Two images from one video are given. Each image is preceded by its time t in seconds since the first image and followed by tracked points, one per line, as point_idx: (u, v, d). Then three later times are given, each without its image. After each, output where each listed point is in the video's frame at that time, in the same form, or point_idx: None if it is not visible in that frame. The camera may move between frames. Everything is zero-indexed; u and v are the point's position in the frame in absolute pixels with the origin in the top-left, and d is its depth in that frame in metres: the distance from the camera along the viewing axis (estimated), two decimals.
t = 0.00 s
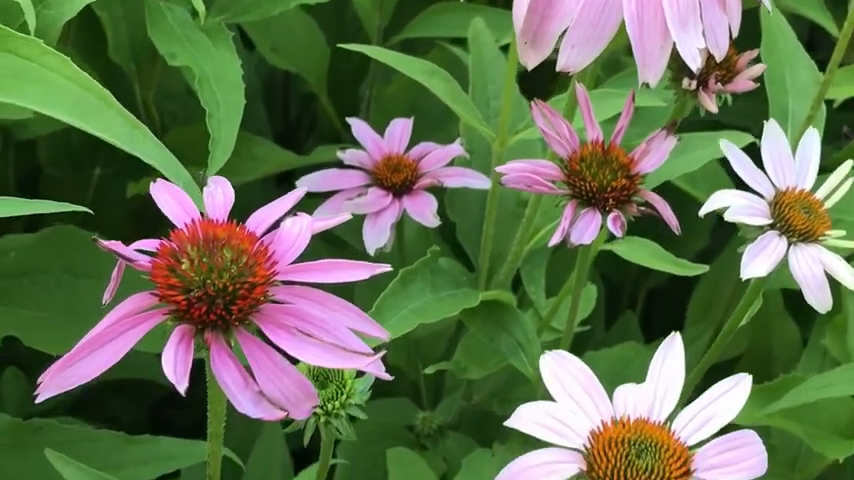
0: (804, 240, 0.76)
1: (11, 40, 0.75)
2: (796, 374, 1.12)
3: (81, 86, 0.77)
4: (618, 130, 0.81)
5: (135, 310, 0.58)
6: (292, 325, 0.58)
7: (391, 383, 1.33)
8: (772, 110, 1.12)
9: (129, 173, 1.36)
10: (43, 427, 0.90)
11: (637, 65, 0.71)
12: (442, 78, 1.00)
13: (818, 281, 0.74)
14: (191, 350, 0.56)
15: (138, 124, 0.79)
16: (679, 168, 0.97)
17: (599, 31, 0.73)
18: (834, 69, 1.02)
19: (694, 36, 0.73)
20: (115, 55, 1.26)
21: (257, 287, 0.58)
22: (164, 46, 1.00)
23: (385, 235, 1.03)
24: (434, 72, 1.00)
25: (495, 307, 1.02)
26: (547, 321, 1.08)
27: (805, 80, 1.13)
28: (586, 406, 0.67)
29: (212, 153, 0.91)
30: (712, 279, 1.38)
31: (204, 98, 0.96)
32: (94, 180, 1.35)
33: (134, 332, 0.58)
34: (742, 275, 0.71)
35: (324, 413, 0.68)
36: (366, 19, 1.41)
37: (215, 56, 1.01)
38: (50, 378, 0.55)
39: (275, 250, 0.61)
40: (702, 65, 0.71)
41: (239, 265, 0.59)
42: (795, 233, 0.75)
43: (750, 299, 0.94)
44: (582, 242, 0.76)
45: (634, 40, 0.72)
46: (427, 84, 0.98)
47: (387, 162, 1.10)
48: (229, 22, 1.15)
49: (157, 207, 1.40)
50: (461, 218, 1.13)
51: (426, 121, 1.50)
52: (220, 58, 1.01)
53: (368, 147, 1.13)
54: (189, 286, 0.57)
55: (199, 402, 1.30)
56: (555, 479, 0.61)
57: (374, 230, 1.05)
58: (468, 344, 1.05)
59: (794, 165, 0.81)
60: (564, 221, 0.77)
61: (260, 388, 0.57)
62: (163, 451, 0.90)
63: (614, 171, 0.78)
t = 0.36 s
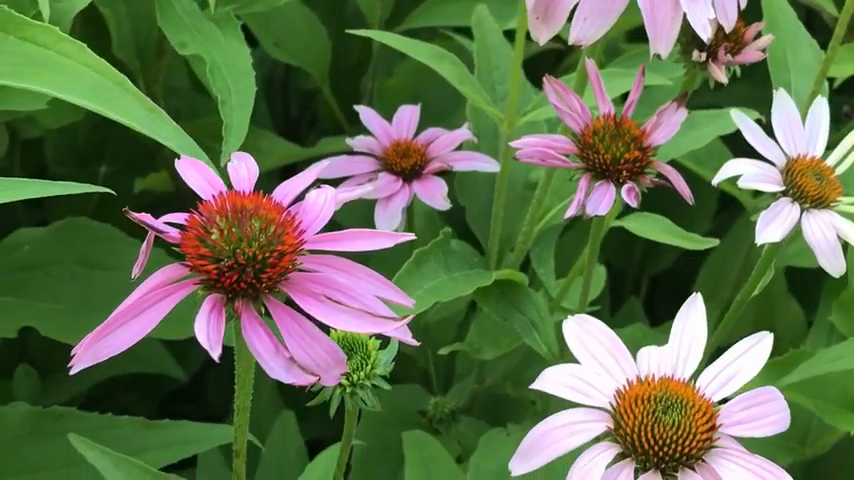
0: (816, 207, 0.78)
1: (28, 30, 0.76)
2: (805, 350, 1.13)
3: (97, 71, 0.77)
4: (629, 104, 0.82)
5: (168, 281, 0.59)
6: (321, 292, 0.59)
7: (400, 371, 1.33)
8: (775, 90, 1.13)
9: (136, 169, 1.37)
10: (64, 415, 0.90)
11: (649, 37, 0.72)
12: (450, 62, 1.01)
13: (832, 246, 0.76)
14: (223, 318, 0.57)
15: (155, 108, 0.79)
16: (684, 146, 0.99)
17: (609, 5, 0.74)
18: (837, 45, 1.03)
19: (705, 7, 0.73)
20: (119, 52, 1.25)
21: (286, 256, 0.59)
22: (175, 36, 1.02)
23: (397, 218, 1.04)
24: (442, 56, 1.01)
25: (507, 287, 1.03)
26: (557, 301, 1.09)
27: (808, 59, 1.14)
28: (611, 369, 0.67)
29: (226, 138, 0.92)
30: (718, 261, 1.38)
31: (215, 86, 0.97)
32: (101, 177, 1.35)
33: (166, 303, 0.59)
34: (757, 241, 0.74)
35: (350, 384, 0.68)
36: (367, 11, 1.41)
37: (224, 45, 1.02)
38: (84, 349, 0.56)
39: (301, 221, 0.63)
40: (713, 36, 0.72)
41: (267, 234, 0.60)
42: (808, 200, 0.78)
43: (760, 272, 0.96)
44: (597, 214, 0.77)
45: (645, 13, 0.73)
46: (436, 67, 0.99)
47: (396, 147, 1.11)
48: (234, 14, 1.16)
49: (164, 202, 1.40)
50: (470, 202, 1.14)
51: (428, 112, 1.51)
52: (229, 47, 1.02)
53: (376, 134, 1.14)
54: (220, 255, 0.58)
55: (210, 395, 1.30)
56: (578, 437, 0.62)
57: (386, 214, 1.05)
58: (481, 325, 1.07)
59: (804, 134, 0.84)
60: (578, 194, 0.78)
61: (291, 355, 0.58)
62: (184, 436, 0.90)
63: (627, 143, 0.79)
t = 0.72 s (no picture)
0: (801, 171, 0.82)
1: (21, 24, 0.72)
2: (796, 321, 1.14)
3: (93, 65, 0.74)
4: (615, 78, 0.84)
5: (175, 256, 0.60)
6: (324, 262, 0.61)
7: (396, 361, 1.34)
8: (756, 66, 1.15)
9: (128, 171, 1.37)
10: (69, 409, 0.91)
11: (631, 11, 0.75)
12: (435, 48, 1.02)
13: (817, 207, 0.80)
14: (230, 290, 0.58)
15: (151, 98, 0.76)
16: (670, 121, 0.99)
17: None
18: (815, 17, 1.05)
19: None
20: (106, 55, 1.24)
21: (289, 228, 0.61)
22: (164, 31, 1.03)
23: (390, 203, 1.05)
24: (428, 42, 1.02)
25: (501, 268, 1.04)
26: (550, 280, 1.10)
27: (786, 36, 1.16)
28: (609, 329, 0.69)
29: (220, 128, 0.93)
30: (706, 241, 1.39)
31: (207, 78, 0.98)
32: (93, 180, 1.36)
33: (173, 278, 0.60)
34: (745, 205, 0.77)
35: (354, 357, 0.70)
36: (351, 5, 1.42)
37: (214, 39, 1.03)
38: (95, 326, 0.56)
39: (302, 195, 0.64)
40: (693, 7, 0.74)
41: (270, 208, 0.61)
42: (793, 164, 0.82)
43: (751, 241, 0.97)
44: (588, 185, 0.79)
45: None
46: (421, 52, 1.00)
47: (386, 135, 1.13)
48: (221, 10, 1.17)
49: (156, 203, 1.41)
50: (461, 187, 1.15)
51: (414, 105, 1.52)
52: (219, 41, 1.03)
53: (366, 124, 1.16)
54: (224, 229, 0.60)
55: (208, 393, 1.30)
56: (579, 396, 0.64)
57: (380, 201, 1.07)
58: (476, 307, 1.08)
59: (787, 100, 0.88)
60: (569, 166, 0.80)
61: (298, 324, 0.59)
62: (191, 424, 0.90)
63: (615, 115, 0.81)
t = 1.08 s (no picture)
0: (788, 148, 0.86)
1: (9, 31, 0.72)
2: (784, 302, 1.16)
3: (84, 68, 0.73)
4: (601, 64, 0.85)
5: (176, 250, 0.60)
6: (324, 250, 0.61)
7: (389, 359, 1.34)
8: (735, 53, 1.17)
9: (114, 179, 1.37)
10: (68, 413, 0.91)
11: None
12: (420, 43, 1.03)
13: (805, 182, 0.83)
14: (233, 281, 0.59)
15: (143, 100, 0.76)
16: (653, 109, 1.00)
17: None
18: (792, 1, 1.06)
19: None
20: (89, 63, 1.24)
21: (290, 217, 0.62)
22: (150, 35, 1.03)
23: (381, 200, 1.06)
24: (412, 38, 1.03)
25: (492, 260, 1.04)
26: (540, 271, 1.11)
27: (764, 22, 1.18)
28: (609, 309, 0.70)
29: (210, 127, 0.93)
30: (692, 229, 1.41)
31: (195, 80, 0.98)
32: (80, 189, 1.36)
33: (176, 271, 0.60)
34: (735, 183, 0.80)
35: (354, 345, 0.70)
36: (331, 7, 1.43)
37: (199, 42, 1.03)
38: (101, 321, 0.57)
39: (300, 185, 0.65)
40: None
41: (270, 198, 0.62)
42: (779, 142, 0.85)
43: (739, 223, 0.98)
44: (579, 170, 0.80)
45: None
46: (406, 48, 1.01)
47: (373, 132, 1.14)
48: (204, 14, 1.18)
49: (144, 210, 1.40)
50: (449, 182, 1.16)
51: (397, 105, 1.52)
52: (204, 44, 1.03)
53: (353, 122, 1.16)
54: (226, 221, 0.61)
55: (202, 399, 1.30)
56: (582, 371, 0.65)
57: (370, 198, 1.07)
58: (469, 299, 1.09)
59: (770, 81, 0.92)
60: (560, 152, 0.81)
61: (301, 311, 0.59)
62: (190, 424, 0.90)
63: (603, 101, 0.83)
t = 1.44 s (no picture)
0: (782, 132, 0.87)
1: None
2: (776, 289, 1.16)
3: (72, 74, 0.72)
4: (591, 56, 0.86)
5: (176, 251, 0.59)
6: (325, 247, 0.61)
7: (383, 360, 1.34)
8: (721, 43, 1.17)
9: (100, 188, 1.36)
10: (65, 423, 0.90)
11: None
12: (406, 42, 1.03)
13: (799, 165, 0.85)
14: (235, 280, 0.58)
15: (134, 105, 0.74)
16: (643, 100, 1.01)
17: None
18: None
19: None
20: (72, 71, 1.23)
21: (290, 214, 0.61)
22: (135, 41, 1.03)
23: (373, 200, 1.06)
24: (399, 36, 1.03)
25: (485, 256, 1.04)
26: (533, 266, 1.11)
27: (748, 11, 1.19)
28: (611, 296, 0.70)
29: (199, 131, 0.92)
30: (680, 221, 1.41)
31: (182, 84, 0.97)
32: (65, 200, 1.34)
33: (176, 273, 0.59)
34: (730, 169, 0.82)
35: (355, 343, 0.70)
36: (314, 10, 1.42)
37: (185, 46, 1.03)
38: (102, 325, 0.56)
39: (299, 182, 0.65)
40: None
41: (269, 196, 0.61)
42: (772, 127, 0.87)
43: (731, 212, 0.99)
44: (573, 161, 0.80)
45: None
46: (393, 46, 1.01)
47: (362, 132, 1.13)
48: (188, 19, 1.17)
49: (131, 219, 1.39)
50: (438, 181, 1.16)
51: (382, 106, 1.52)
52: (190, 48, 1.03)
53: (340, 123, 1.16)
54: (226, 220, 0.60)
55: (195, 407, 1.28)
56: (587, 361, 0.65)
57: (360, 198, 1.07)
58: (463, 297, 1.09)
59: (761, 66, 0.93)
60: (554, 144, 0.81)
61: (305, 309, 0.59)
62: (188, 430, 0.89)
63: (594, 92, 0.83)
